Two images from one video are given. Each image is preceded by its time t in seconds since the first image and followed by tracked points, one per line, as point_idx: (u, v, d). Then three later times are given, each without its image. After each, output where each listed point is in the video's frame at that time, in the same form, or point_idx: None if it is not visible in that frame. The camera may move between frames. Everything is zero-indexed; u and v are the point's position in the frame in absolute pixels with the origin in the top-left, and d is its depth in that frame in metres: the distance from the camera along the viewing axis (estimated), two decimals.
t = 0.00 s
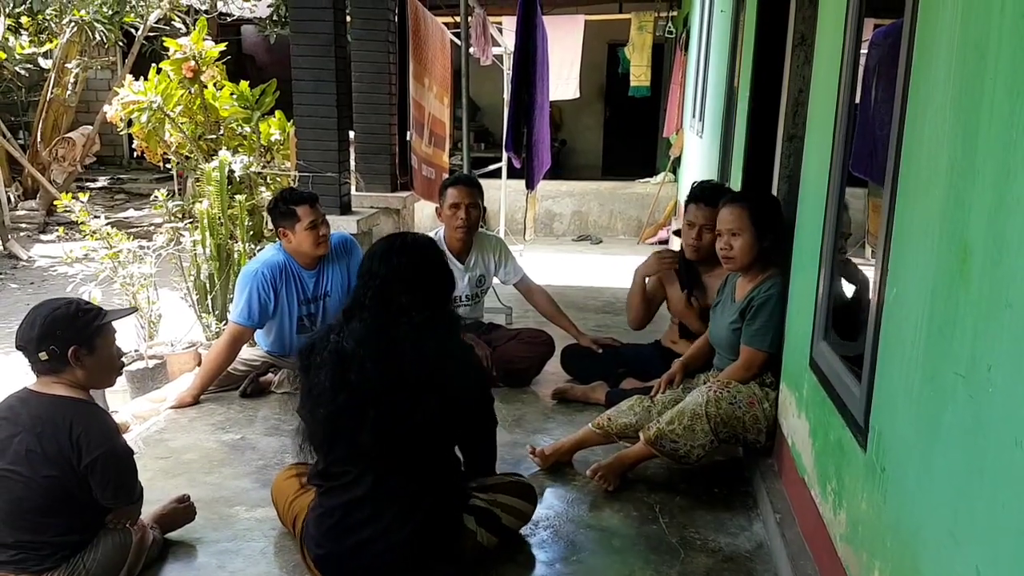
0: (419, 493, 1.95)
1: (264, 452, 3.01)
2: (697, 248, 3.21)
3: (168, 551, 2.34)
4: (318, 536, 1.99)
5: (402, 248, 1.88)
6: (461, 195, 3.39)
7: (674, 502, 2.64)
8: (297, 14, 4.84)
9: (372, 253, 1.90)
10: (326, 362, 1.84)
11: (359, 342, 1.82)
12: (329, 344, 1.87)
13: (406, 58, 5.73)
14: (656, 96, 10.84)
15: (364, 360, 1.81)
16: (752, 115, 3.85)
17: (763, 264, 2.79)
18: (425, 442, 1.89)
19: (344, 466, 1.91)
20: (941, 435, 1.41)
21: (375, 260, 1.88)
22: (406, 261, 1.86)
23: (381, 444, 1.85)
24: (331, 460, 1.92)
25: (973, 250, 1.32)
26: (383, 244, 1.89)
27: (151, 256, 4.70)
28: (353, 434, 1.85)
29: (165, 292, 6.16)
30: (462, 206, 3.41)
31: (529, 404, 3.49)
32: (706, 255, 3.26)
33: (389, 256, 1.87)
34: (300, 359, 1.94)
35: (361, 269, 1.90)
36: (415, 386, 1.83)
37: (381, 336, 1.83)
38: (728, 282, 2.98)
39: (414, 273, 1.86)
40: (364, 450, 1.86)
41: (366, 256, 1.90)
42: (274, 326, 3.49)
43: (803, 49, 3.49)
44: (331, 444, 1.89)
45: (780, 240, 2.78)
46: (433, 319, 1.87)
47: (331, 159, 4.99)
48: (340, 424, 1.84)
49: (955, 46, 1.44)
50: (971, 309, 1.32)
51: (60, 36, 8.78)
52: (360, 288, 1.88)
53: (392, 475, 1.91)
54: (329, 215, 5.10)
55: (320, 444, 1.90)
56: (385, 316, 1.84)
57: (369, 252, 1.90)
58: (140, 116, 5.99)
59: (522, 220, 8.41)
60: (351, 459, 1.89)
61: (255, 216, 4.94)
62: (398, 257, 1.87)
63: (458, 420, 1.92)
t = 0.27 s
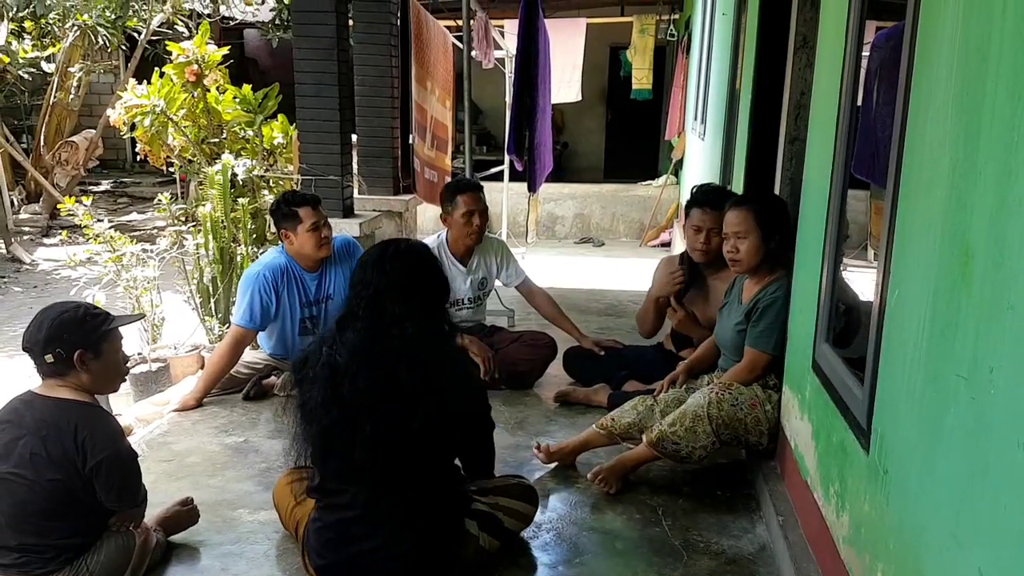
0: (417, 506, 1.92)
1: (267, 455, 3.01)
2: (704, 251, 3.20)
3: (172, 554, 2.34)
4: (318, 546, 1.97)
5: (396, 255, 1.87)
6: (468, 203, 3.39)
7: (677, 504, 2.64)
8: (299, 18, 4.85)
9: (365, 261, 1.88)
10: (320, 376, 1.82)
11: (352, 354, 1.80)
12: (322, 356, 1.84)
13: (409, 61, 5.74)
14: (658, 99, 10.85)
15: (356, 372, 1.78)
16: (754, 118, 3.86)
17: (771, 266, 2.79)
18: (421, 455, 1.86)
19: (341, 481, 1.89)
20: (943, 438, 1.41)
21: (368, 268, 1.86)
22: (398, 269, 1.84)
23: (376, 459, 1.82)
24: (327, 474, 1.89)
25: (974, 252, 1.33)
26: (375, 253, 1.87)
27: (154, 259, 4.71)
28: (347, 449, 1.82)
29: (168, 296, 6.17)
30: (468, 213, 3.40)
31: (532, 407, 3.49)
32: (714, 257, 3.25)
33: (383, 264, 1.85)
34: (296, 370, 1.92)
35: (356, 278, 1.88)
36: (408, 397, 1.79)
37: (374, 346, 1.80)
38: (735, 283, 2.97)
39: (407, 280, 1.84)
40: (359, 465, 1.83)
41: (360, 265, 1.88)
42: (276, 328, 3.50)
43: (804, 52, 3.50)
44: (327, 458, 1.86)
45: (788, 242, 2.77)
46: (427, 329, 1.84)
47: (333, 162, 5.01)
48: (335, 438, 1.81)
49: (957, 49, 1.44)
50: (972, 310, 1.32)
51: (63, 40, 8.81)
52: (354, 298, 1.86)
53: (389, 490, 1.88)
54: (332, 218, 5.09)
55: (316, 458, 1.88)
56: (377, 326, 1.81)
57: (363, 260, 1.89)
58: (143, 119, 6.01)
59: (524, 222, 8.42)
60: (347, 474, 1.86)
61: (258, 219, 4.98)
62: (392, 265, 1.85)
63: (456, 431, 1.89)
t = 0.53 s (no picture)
0: (425, 516, 1.90)
1: (276, 456, 3.02)
2: (711, 253, 3.20)
3: (182, 554, 2.36)
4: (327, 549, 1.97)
5: (399, 259, 1.85)
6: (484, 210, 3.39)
7: (686, 505, 2.64)
8: (307, 21, 4.87)
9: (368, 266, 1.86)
10: (326, 386, 1.80)
11: (358, 362, 1.78)
12: (327, 365, 1.82)
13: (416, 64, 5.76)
14: (665, 100, 10.84)
15: (363, 380, 1.77)
16: (761, 119, 3.86)
17: (788, 266, 2.80)
18: (430, 462, 1.83)
19: (350, 490, 1.86)
20: (952, 440, 1.41)
21: (372, 273, 1.84)
22: (401, 272, 1.83)
23: (383, 468, 1.79)
24: (335, 484, 1.87)
25: (983, 252, 1.33)
26: (377, 258, 1.85)
27: (163, 261, 4.74)
28: (355, 458, 1.79)
29: (176, 297, 6.19)
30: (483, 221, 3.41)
31: (539, 408, 3.49)
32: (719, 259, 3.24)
33: (386, 269, 1.83)
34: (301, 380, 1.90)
35: (359, 283, 1.86)
36: (412, 403, 1.78)
37: (379, 352, 1.78)
38: (751, 284, 2.97)
39: (411, 285, 1.83)
40: (366, 475, 1.80)
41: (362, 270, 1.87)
42: (284, 329, 3.50)
43: (812, 52, 3.50)
44: (335, 468, 1.84)
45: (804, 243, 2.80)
46: (431, 333, 1.83)
47: (341, 164, 5.02)
48: (343, 449, 1.79)
49: (965, 49, 1.44)
50: (981, 310, 1.32)
51: (71, 43, 8.86)
52: (358, 305, 1.84)
53: (399, 499, 1.85)
54: (339, 220, 5.08)
55: (325, 469, 1.86)
56: (381, 332, 1.80)
57: (365, 264, 1.87)
58: (151, 122, 6.07)
59: (531, 223, 8.43)
60: (356, 484, 1.84)
61: (265, 221, 5.00)
62: (395, 270, 1.83)
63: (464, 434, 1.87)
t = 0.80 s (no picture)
0: (428, 524, 1.89)
1: (281, 458, 3.03)
2: (707, 258, 3.20)
3: (188, 556, 2.36)
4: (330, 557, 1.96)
5: (402, 265, 1.84)
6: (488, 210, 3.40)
7: (691, 509, 2.64)
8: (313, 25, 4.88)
9: (370, 272, 1.85)
10: (330, 397, 1.78)
11: (363, 371, 1.76)
12: (330, 375, 1.80)
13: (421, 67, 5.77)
14: (670, 102, 10.83)
15: (368, 389, 1.75)
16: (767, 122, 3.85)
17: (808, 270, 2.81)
18: (434, 468, 1.82)
19: (354, 500, 1.84)
20: (958, 443, 1.41)
21: (373, 280, 1.83)
22: (404, 279, 1.82)
23: (388, 477, 1.78)
24: (338, 495, 1.85)
25: (989, 255, 1.33)
26: (379, 264, 1.84)
27: (169, 264, 4.75)
28: (359, 468, 1.77)
29: (182, 300, 6.20)
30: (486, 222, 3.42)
31: (544, 411, 3.50)
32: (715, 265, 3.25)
33: (389, 275, 1.82)
34: (302, 389, 1.88)
35: (361, 290, 1.84)
36: (416, 410, 1.77)
37: (383, 360, 1.77)
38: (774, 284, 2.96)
39: (415, 292, 1.81)
40: (371, 484, 1.79)
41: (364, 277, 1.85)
42: (290, 332, 3.51)
43: (818, 55, 3.50)
44: (339, 479, 1.82)
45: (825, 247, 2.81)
46: (434, 340, 1.82)
47: (346, 167, 5.03)
48: (348, 459, 1.77)
49: (971, 52, 1.45)
50: (987, 314, 1.32)
51: (77, 46, 8.89)
52: (360, 313, 1.83)
53: (403, 508, 1.84)
54: (345, 222, 5.14)
55: (328, 480, 1.84)
56: (385, 340, 1.78)
57: (368, 270, 1.85)
58: (158, 125, 6.10)
59: (535, 226, 8.43)
60: (360, 494, 1.82)
61: (271, 224, 5.02)
62: (400, 276, 1.82)
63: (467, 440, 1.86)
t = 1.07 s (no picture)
0: (436, 531, 1.85)
1: (287, 459, 3.04)
2: (700, 261, 3.21)
3: (195, 556, 2.37)
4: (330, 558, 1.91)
5: (412, 269, 1.78)
6: (479, 210, 3.42)
7: (697, 509, 2.64)
8: (318, 26, 4.90)
9: (374, 276, 1.79)
10: (339, 406, 1.71)
11: (375, 379, 1.70)
12: (335, 382, 1.73)
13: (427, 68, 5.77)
14: (676, 103, 10.82)
15: (377, 397, 1.69)
16: (773, 122, 3.85)
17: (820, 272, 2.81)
18: (442, 475, 1.78)
19: (358, 508, 1.79)
20: (965, 441, 1.40)
21: (378, 285, 1.77)
22: (411, 283, 1.76)
23: (397, 484, 1.73)
24: (342, 501, 1.79)
25: (996, 255, 1.32)
26: (384, 268, 1.78)
27: (176, 264, 4.76)
28: (365, 476, 1.72)
29: (188, 301, 6.22)
30: (478, 221, 3.44)
31: (550, 411, 3.50)
32: (710, 267, 3.24)
33: (396, 280, 1.76)
34: (302, 397, 1.80)
35: (371, 295, 1.77)
36: (427, 416, 1.72)
37: (394, 367, 1.71)
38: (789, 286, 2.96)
39: (427, 300, 1.76)
40: (380, 492, 1.73)
41: (367, 281, 1.79)
42: (294, 331, 3.52)
43: (823, 55, 3.50)
44: (343, 487, 1.76)
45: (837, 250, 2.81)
46: (443, 345, 1.77)
47: (352, 168, 5.04)
48: (355, 467, 1.72)
49: (977, 51, 1.44)
50: (995, 313, 1.32)
51: (84, 48, 8.91)
52: (367, 319, 1.77)
53: (409, 516, 1.79)
54: (350, 223, 5.13)
55: (332, 488, 1.78)
56: (394, 346, 1.73)
57: (376, 274, 1.78)
58: (164, 127, 6.11)
59: (541, 226, 8.43)
60: (365, 502, 1.77)
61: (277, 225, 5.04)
62: (408, 281, 1.76)
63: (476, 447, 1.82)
